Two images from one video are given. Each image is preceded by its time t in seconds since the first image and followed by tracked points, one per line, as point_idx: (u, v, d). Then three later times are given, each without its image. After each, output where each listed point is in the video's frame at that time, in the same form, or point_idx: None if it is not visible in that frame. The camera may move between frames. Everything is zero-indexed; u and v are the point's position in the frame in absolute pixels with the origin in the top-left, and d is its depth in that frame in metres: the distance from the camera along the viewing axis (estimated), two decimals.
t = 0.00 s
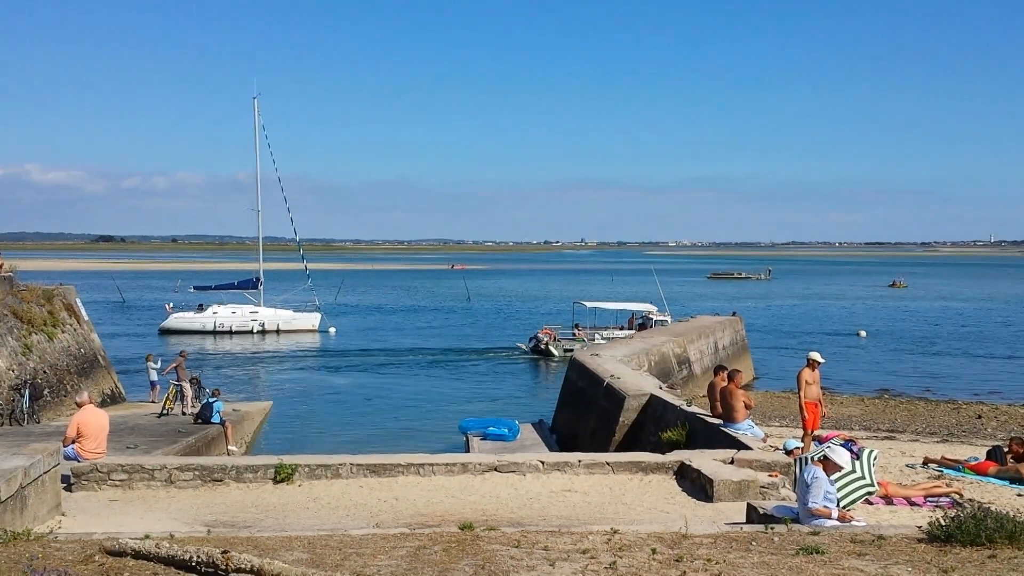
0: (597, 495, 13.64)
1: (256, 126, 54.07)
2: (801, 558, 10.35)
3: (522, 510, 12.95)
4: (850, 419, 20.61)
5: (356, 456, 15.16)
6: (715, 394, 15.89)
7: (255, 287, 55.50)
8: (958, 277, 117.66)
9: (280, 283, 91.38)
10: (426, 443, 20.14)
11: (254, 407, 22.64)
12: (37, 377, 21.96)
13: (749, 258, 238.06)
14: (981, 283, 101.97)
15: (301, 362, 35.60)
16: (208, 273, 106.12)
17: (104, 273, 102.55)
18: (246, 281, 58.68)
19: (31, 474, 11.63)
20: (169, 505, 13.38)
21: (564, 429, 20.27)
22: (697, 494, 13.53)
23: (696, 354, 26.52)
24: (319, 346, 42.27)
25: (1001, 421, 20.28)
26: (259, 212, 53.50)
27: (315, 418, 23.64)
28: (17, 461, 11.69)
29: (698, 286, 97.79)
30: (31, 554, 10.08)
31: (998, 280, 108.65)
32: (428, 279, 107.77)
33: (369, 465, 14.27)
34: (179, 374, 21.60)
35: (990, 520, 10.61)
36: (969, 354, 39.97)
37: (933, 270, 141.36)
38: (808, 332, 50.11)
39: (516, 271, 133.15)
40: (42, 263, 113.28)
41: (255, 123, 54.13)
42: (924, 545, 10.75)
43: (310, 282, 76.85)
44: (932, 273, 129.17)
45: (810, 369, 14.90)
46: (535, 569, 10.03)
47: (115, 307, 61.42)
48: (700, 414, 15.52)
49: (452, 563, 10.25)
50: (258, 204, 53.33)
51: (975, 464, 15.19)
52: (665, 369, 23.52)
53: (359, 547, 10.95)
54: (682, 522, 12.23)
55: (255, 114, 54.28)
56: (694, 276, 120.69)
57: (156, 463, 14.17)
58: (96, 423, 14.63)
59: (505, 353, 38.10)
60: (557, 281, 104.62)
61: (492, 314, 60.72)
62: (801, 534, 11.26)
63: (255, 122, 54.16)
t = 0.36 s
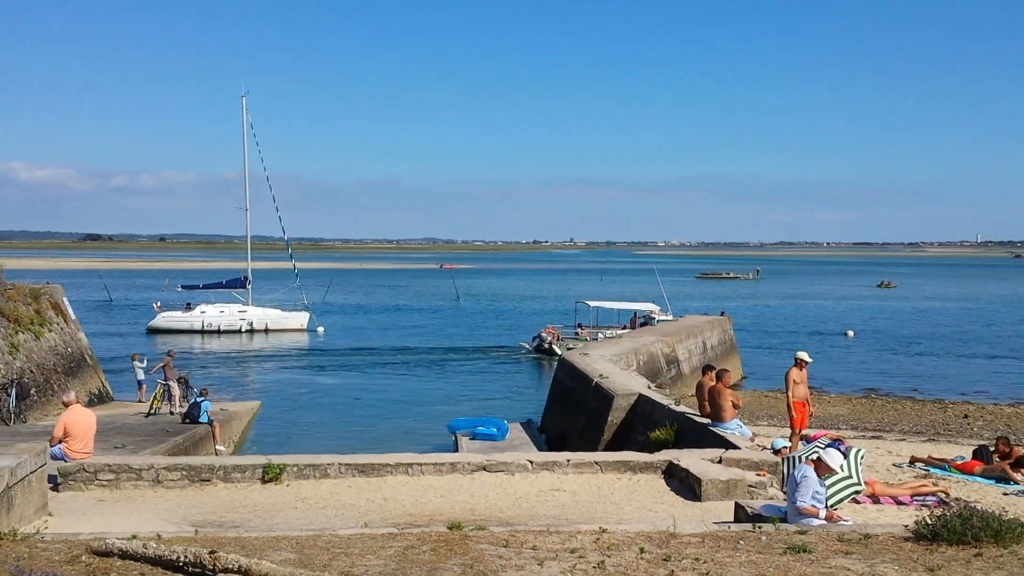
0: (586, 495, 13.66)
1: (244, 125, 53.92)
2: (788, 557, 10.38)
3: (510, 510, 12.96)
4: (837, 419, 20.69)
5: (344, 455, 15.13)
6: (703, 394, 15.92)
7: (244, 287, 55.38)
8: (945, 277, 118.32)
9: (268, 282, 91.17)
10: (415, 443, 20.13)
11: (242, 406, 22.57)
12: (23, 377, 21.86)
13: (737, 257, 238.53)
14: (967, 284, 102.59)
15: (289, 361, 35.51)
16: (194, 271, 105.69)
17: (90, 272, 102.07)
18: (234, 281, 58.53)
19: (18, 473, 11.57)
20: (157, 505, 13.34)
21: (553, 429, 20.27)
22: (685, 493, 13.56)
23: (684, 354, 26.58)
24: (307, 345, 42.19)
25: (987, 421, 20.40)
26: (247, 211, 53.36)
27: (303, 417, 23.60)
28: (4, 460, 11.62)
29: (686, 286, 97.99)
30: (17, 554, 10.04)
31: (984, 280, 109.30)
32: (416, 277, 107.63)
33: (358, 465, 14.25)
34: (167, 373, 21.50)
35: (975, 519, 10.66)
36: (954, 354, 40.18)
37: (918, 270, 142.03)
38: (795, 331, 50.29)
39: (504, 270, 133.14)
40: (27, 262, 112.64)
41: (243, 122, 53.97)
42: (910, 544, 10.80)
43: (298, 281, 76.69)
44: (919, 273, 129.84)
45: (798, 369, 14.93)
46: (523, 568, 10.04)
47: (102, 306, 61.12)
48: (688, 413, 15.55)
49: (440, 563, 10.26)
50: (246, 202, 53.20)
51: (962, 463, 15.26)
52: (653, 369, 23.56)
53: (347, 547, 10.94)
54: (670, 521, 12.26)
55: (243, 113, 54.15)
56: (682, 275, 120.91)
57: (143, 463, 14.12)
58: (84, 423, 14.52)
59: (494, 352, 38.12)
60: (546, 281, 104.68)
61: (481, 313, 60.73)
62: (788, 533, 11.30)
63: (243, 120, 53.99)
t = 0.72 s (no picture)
0: (578, 493, 13.67)
1: (235, 123, 53.73)
2: (780, 553, 10.41)
3: (502, 508, 12.96)
4: (829, 416, 20.73)
5: (336, 454, 15.10)
6: (695, 392, 15.94)
7: (235, 286, 55.18)
8: (935, 275, 118.81)
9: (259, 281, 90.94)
10: (407, 441, 20.12)
11: (234, 405, 22.54)
12: (14, 376, 21.77)
13: (728, 254, 239.08)
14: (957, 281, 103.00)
15: (281, 360, 35.44)
16: (185, 270, 105.29)
17: (79, 271, 101.71)
18: (225, 280, 58.40)
19: (9, 473, 11.52)
20: (148, 505, 13.32)
21: (545, 427, 20.27)
22: (677, 491, 13.58)
23: (676, 352, 26.62)
24: (299, 344, 42.12)
25: (978, 417, 20.46)
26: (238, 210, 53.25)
27: (295, 417, 23.56)
28: None
29: (678, 284, 97.96)
30: (8, 554, 10.00)
31: (974, 278, 109.80)
32: (408, 276, 107.46)
33: (350, 463, 14.24)
34: (158, 372, 21.44)
35: (966, 516, 10.71)
36: (945, 352, 40.26)
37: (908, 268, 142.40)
38: (785, 329, 50.40)
39: (496, 269, 133.03)
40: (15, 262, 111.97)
41: (234, 120, 53.79)
42: (900, 540, 10.84)
43: (289, 280, 76.51)
44: (910, 270, 130.22)
45: (789, 366, 14.95)
46: (516, 566, 10.05)
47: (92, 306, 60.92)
48: (680, 411, 15.57)
49: (432, 561, 10.25)
50: (237, 202, 53.08)
51: (952, 460, 15.32)
52: (646, 367, 23.59)
53: (339, 546, 10.93)
54: (662, 519, 12.28)
55: (233, 111, 53.95)
56: (673, 274, 121.01)
57: (134, 462, 14.09)
58: (76, 423, 14.47)
59: (485, 351, 38.12)
60: (538, 279, 104.71)
61: (472, 312, 60.68)
62: (780, 530, 11.33)
63: (234, 119, 53.81)
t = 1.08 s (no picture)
0: (570, 492, 13.67)
1: (227, 122, 53.56)
2: (771, 552, 10.43)
3: (494, 508, 12.96)
4: (820, 415, 20.76)
5: (328, 453, 15.09)
6: (687, 390, 15.96)
7: (227, 285, 55.02)
8: (928, 274, 119.12)
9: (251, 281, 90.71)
10: (399, 441, 20.10)
11: (226, 405, 22.51)
12: (5, 376, 21.72)
13: (722, 254, 239.03)
14: (949, 280, 103.30)
15: (273, 360, 35.39)
16: (176, 270, 105.02)
17: (72, 271, 101.52)
18: (218, 279, 58.32)
19: None
20: (139, 504, 13.30)
21: (538, 426, 20.27)
22: (669, 489, 13.59)
23: (668, 351, 26.66)
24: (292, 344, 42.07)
25: (969, 416, 20.51)
26: (230, 209, 53.10)
27: (287, 416, 23.52)
28: None
29: (670, 283, 97.95)
30: None
31: (966, 276, 110.14)
32: (401, 276, 107.32)
33: (341, 463, 14.22)
34: (150, 371, 21.39)
35: (956, 514, 10.73)
36: (935, 351, 40.37)
37: (899, 267, 142.73)
38: (777, 328, 50.46)
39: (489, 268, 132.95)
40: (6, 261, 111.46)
41: (226, 120, 53.62)
42: (891, 539, 10.86)
43: (281, 279, 76.32)
44: (902, 270, 130.35)
45: (780, 365, 14.97)
46: (507, 566, 10.04)
47: (83, 305, 60.71)
48: (672, 410, 15.59)
49: (423, 561, 10.25)
50: (229, 201, 52.94)
51: (943, 459, 15.35)
52: (638, 366, 23.60)
53: (330, 545, 10.91)
54: (654, 518, 12.28)
55: (225, 111, 53.79)
56: (666, 272, 120.94)
57: (126, 462, 14.06)
58: (67, 423, 14.40)
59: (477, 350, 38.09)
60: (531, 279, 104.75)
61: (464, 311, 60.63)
62: (771, 529, 11.35)
63: (226, 118, 53.64)
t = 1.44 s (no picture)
0: (562, 491, 13.72)
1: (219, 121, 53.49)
2: (761, 551, 10.49)
3: (486, 507, 13.00)
4: (812, 414, 20.84)
5: (321, 453, 15.12)
6: (679, 390, 16.02)
7: (220, 285, 54.93)
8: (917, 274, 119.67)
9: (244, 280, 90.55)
10: (392, 441, 20.13)
11: (219, 404, 22.51)
12: None
13: (716, 253, 239.37)
14: (940, 280, 103.60)
15: (266, 359, 35.38)
16: (169, 269, 104.78)
17: (63, 270, 101.29)
18: (211, 278, 58.28)
19: None
20: (133, 503, 13.32)
21: (530, 426, 20.31)
22: (660, 489, 13.64)
23: (661, 350, 26.73)
24: (284, 343, 42.07)
25: (959, 416, 20.61)
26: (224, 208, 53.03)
27: (281, 416, 23.54)
28: None
29: (663, 283, 98.05)
30: None
31: (955, 277, 110.55)
32: (394, 275, 107.20)
33: (334, 462, 14.25)
34: (143, 371, 21.39)
35: (946, 513, 10.80)
36: (926, 351, 40.53)
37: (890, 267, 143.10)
38: (768, 328, 50.55)
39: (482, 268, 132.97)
40: None
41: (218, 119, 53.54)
42: (881, 537, 10.93)
43: (274, 279, 76.20)
44: (893, 270, 130.73)
45: (771, 365, 15.04)
46: (498, 565, 10.08)
47: (76, 305, 60.58)
48: (665, 409, 15.64)
49: (415, 559, 10.29)
50: (222, 200, 52.87)
51: (933, 458, 15.42)
52: (630, 365, 23.67)
53: (322, 545, 10.95)
54: (645, 517, 12.33)
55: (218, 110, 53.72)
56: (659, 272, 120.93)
57: (119, 461, 14.08)
58: (60, 422, 14.40)
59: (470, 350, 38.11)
60: (523, 278, 104.91)
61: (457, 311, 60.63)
62: (761, 528, 11.41)
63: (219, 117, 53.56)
